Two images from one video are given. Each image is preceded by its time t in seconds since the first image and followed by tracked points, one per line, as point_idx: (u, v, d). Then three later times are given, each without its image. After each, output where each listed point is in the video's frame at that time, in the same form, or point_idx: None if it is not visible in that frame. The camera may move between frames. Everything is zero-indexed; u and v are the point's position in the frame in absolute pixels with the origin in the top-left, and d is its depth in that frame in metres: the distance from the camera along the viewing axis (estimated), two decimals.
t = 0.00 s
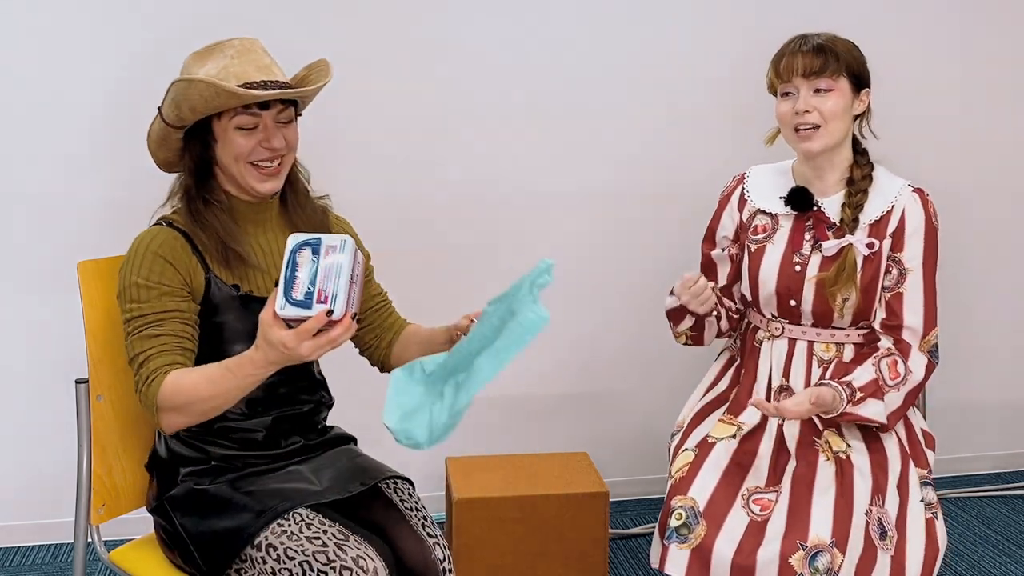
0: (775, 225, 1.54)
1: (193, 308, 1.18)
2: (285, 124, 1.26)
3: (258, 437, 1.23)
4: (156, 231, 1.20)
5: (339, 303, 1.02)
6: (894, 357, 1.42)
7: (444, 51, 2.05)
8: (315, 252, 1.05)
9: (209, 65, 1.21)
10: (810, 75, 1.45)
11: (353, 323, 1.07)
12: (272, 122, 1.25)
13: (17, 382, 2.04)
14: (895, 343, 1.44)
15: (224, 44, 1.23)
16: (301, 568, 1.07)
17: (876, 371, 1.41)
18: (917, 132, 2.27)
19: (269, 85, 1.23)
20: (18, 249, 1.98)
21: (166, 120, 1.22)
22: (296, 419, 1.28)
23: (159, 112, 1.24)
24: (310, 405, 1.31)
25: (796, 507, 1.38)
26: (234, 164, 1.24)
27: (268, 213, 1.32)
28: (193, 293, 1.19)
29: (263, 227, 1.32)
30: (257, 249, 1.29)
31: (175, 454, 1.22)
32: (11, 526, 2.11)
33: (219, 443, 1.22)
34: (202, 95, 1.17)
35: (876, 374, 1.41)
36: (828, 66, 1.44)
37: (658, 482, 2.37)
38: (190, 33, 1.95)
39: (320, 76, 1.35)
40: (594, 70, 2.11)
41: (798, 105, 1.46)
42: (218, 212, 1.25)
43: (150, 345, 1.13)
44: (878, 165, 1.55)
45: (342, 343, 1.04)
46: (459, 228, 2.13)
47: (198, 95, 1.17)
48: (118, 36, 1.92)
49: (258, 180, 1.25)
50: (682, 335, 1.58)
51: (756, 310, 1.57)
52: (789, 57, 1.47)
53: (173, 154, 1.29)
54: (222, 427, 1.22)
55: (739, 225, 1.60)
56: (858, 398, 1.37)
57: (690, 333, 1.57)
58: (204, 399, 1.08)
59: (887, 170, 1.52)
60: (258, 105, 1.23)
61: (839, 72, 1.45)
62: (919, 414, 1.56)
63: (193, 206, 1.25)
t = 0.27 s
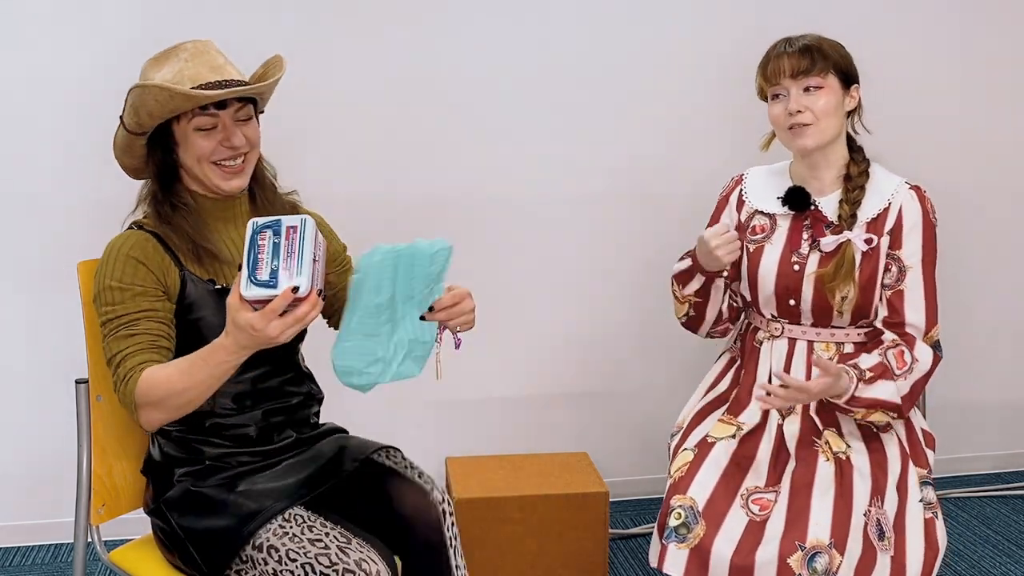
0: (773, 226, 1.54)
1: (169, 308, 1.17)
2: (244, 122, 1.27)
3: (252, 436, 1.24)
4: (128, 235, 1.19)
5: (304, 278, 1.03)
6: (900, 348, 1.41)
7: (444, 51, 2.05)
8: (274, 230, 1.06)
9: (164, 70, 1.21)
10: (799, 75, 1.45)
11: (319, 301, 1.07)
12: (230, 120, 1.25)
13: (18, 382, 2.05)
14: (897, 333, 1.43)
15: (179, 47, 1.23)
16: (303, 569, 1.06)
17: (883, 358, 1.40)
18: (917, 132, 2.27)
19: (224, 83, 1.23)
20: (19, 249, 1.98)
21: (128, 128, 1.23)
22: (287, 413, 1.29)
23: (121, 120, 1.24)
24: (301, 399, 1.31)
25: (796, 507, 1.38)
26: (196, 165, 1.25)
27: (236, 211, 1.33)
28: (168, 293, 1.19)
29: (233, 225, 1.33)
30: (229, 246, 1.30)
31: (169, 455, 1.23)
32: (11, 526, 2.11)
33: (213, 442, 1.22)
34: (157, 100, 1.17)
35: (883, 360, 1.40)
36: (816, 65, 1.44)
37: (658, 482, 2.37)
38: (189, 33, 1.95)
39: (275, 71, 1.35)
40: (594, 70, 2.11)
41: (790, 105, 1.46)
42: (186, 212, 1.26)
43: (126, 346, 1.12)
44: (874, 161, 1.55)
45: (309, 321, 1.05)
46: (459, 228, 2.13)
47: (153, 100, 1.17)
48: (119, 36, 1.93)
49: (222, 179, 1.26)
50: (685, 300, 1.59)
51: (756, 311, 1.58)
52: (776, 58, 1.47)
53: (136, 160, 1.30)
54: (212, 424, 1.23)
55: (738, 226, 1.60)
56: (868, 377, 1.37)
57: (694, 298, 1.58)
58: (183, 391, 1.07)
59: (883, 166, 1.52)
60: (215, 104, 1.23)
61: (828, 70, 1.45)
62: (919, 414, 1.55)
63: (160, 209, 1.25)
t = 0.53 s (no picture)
0: (772, 226, 1.54)
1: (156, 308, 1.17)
2: (228, 126, 1.27)
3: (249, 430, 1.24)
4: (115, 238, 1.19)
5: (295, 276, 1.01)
6: (880, 323, 1.40)
7: (444, 51, 2.05)
8: (262, 228, 1.04)
9: (149, 75, 1.21)
10: (804, 76, 1.45)
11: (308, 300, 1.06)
12: (216, 123, 1.25)
13: (17, 382, 2.04)
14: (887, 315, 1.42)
15: (162, 52, 1.23)
16: (327, 565, 1.06)
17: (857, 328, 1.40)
18: (917, 131, 2.27)
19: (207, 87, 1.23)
20: (18, 249, 1.98)
21: (114, 134, 1.23)
22: (281, 409, 1.29)
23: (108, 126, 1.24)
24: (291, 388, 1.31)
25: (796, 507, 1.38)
26: (182, 168, 1.25)
27: (223, 212, 1.34)
28: (155, 294, 1.19)
29: (220, 227, 1.33)
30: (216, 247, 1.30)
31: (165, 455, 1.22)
32: (11, 526, 2.11)
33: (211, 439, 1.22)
34: (140, 104, 1.16)
35: (857, 333, 1.39)
36: (821, 68, 1.44)
37: (658, 482, 2.37)
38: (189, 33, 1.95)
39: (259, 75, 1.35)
40: (594, 69, 2.11)
41: (790, 106, 1.46)
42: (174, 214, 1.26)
43: (115, 346, 1.11)
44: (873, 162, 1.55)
45: (299, 317, 1.03)
46: (459, 228, 2.13)
47: (137, 105, 1.17)
48: (119, 36, 1.92)
49: (209, 182, 1.26)
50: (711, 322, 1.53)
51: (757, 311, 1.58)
52: (785, 56, 1.47)
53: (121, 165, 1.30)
54: (205, 420, 1.22)
55: (737, 226, 1.60)
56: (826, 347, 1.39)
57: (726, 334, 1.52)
58: (171, 388, 1.05)
59: (881, 166, 1.52)
60: (199, 108, 1.23)
61: (833, 73, 1.45)
62: (919, 413, 1.55)
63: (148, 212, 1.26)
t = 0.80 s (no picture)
0: (770, 226, 1.54)
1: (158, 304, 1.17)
2: (239, 125, 1.27)
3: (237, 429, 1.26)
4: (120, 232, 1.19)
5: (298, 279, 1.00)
6: (879, 329, 1.42)
7: (445, 51, 2.05)
8: (269, 232, 1.03)
9: (163, 71, 1.21)
10: (809, 77, 1.44)
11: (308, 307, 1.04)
12: (227, 122, 1.25)
13: (17, 382, 2.04)
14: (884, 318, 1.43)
15: (176, 49, 1.23)
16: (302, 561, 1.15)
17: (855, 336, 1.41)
18: (917, 132, 2.27)
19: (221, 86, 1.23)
20: (18, 248, 1.98)
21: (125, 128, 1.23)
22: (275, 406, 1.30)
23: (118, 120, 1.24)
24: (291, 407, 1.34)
25: (796, 506, 1.38)
26: (191, 166, 1.25)
27: (230, 212, 1.34)
28: (157, 289, 1.19)
29: (226, 227, 1.34)
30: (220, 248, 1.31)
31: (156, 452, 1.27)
32: (10, 526, 2.10)
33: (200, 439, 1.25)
34: (152, 100, 1.17)
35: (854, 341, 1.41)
36: (829, 70, 1.43)
37: (658, 482, 2.37)
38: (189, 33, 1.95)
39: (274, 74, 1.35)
40: (594, 69, 2.11)
41: (793, 105, 1.45)
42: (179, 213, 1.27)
43: (115, 341, 1.11)
44: (872, 162, 1.55)
45: (301, 321, 1.02)
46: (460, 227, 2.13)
47: (149, 101, 1.17)
48: (118, 35, 1.92)
49: (217, 180, 1.26)
50: (716, 343, 1.52)
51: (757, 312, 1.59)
52: (790, 56, 1.46)
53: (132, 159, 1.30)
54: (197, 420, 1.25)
55: (736, 227, 1.60)
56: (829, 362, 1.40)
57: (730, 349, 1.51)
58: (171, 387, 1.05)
59: (880, 167, 1.52)
60: (210, 107, 1.23)
61: (840, 75, 1.44)
62: (918, 412, 1.55)
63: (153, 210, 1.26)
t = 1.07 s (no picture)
0: (772, 226, 1.54)
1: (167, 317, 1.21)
2: (258, 128, 1.30)
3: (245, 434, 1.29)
4: (133, 239, 1.22)
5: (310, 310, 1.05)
6: (883, 331, 1.42)
7: (445, 52, 2.05)
8: (285, 258, 1.07)
9: (186, 70, 1.24)
10: (799, 79, 1.45)
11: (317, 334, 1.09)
12: (246, 124, 1.28)
13: (17, 382, 2.05)
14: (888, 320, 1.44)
15: (201, 49, 1.26)
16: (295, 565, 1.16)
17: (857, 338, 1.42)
18: (917, 132, 2.27)
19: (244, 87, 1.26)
20: (19, 248, 1.98)
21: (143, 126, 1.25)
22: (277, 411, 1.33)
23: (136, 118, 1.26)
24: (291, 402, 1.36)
25: (796, 506, 1.38)
26: (210, 168, 1.27)
27: (243, 220, 1.36)
28: (166, 299, 1.22)
29: (238, 234, 1.36)
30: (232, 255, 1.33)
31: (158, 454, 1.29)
32: (10, 527, 2.10)
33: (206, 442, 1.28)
34: (176, 96, 1.19)
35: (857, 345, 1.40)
36: (817, 70, 1.44)
37: (658, 482, 2.37)
38: (189, 33, 1.95)
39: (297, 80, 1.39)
40: (594, 69, 2.11)
41: (787, 108, 1.46)
42: (193, 220, 1.29)
43: (122, 353, 1.15)
44: (873, 162, 1.55)
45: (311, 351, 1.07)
46: (460, 228, 2.13)
47: (172, 97, 1.19)
48: (118, 35, 1.93)
49: (235, 182, 1.29)
50: (720, 344, 1.52)
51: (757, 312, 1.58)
52: (778, 58, 1.47)
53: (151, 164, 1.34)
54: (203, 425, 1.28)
55: (737, 226, 1.60)
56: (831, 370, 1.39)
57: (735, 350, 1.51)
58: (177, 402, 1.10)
59: (882, 167, 1.52)
60: (232, 108, 1.26)
61: (829, 74, 1.44)
62: (918, 412, 1.55)
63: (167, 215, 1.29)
